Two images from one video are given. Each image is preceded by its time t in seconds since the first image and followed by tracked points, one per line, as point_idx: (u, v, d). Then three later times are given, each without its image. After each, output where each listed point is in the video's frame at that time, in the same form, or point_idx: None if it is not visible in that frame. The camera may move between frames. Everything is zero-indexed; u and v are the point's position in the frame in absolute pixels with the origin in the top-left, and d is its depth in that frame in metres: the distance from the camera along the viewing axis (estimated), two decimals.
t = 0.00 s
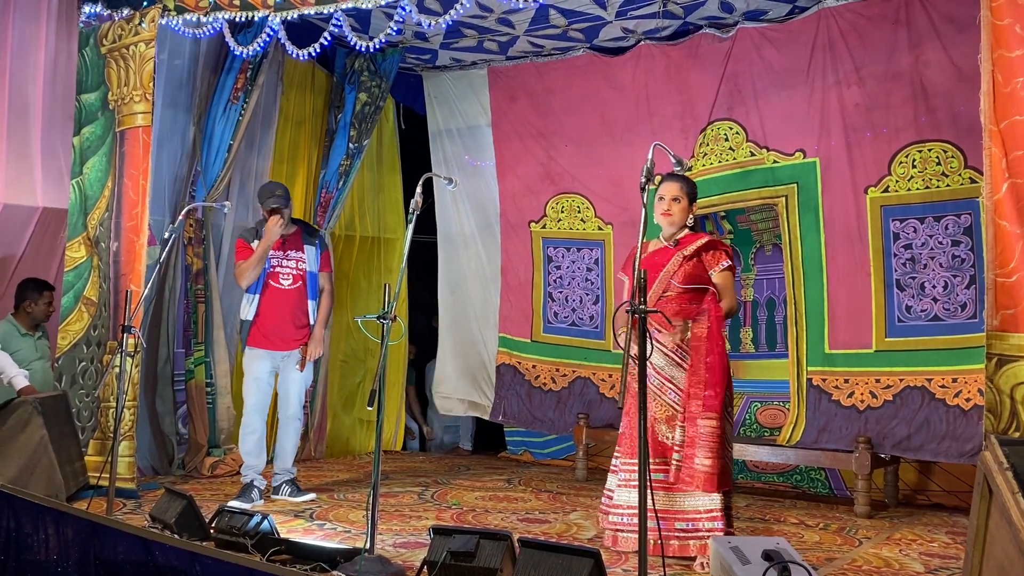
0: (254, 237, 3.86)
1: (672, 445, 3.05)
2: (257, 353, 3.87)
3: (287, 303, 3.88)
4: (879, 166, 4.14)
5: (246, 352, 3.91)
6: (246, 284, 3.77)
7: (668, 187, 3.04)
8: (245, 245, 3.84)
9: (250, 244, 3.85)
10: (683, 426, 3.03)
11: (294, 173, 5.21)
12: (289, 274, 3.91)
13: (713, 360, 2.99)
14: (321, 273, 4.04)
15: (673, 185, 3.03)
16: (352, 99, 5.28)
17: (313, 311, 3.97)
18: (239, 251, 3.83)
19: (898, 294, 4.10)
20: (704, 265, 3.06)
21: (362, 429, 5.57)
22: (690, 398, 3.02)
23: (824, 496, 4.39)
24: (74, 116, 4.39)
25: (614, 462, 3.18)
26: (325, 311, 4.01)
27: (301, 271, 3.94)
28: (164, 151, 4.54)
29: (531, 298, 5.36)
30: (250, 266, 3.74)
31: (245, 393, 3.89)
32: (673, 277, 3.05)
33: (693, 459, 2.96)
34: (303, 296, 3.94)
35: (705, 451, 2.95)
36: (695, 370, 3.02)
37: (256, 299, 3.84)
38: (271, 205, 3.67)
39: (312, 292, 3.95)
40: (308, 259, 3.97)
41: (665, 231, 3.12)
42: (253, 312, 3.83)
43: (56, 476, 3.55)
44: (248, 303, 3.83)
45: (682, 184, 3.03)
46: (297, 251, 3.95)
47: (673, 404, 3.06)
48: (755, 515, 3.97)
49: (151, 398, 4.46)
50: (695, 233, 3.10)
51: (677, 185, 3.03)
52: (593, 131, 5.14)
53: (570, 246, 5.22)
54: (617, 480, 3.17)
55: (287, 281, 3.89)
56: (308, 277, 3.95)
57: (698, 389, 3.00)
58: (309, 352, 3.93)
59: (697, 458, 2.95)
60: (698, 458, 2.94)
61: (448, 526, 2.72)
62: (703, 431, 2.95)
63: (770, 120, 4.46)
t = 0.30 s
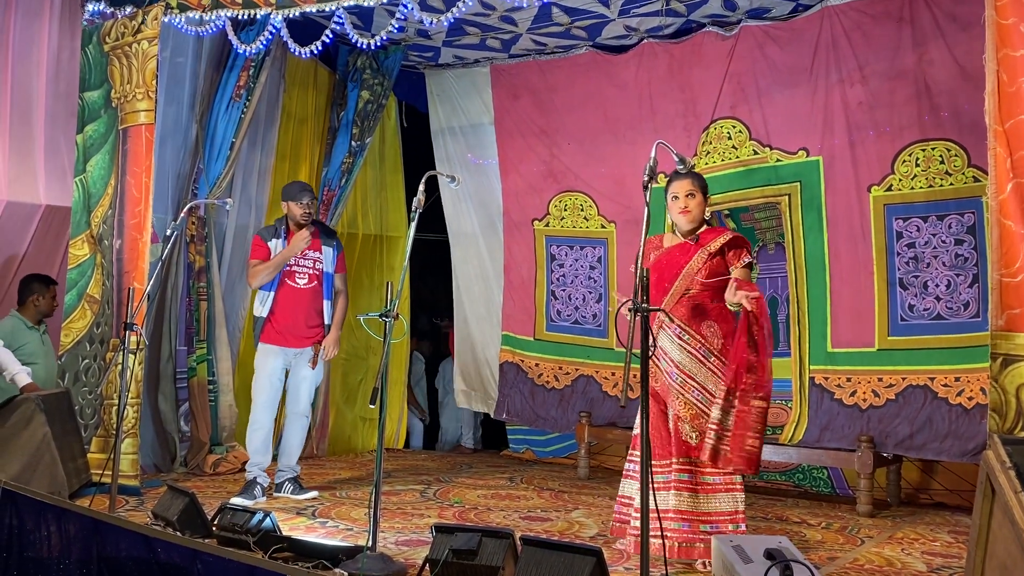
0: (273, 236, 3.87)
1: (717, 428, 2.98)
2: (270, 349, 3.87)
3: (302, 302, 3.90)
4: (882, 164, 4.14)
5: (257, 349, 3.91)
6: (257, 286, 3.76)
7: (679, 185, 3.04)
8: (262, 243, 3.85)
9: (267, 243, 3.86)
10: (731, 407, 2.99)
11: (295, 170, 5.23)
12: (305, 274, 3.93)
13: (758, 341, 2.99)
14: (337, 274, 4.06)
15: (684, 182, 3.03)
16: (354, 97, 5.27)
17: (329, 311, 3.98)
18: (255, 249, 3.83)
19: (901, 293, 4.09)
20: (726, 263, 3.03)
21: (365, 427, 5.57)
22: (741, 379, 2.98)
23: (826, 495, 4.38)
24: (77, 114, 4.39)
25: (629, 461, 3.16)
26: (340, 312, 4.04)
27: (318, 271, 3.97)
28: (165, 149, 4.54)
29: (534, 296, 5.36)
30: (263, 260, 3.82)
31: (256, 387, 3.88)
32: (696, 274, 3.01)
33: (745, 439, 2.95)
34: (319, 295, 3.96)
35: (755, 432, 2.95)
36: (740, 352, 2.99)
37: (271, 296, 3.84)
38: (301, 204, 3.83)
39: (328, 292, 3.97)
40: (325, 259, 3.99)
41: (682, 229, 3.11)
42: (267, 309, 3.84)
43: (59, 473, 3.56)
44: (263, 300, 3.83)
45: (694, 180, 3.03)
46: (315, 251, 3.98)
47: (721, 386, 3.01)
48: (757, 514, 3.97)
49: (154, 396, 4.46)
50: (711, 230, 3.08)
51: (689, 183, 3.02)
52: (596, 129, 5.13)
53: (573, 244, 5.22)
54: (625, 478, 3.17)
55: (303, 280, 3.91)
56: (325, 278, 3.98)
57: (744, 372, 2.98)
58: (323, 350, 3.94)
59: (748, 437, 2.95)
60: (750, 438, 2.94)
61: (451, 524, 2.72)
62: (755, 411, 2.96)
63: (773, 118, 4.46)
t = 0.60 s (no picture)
0: (278, 231, 3.89)
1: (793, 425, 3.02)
2: (276, 342, 3.86)
3: (307, 297, 3.91)
4: (883, 160, 4.13)
5: (263, 341, 3.89)
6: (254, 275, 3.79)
7: (686, 179, 3.03)
8: (264, 239, 3.87)
9: (270, 239, 3.88)
10: (798, 401, 3.04)
11: (295, 166, 5.22)
12: (311, 270, 3.93)
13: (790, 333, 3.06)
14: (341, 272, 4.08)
15: (691, 176, 3.01)
16: (354, 92, 5.28)
17: (332, 308, 4.00)
18: (257, 244, 3.86)
19: (902, 289, 4.08)
20: (735, 259, 3.01)
21: (364, 423, 5.56)
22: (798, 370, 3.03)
23: (826, 491, 4.38)
24: (77, 108, 4.39)
25: (623, 455, 3.15)
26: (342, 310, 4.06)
27: (323, 268, 3.97)
28: (166, 145, 4.53)
29: (534, 292, 5.36)
30: (266, 255, 3.86)
31: (264, 379, 3.87)
32: (706, 269, 2.99)
33: (815, 428, 3.06)
34: (323, 292, 3.97)
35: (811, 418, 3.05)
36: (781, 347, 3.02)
37: (275, 290, 3.86)
38: (311, 198, 3.84)
39: (331, 290, 3.99)
40: (330, 257, 4.00)
41: (689, 223, 3.11)
42: (271, 302, 3.85)
43: (59, 468, 3.56)
44: (267, 294, 3.85)
45: (701, 174, 3.01)
46: (320, 247, 3.99)
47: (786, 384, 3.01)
48: (757, 510, 3.98)
49: (154, 391, 4.44)
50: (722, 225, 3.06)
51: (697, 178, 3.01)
52: (596, 124, 5.13)
53: (574, 240, 5.21)
54: (621, 472, 3.16)
55: (309, 276, 3.92)
56: (329, 275, 3.99)
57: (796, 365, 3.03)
58: (327, 346, 3.96)
59: (817, 425, 3.07)
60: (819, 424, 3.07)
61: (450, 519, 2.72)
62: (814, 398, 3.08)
63: (773, 114, 4.45)
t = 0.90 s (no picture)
0: (271, 228, 3.88)
1: (798, 430, 2.96)
2: (274, 340, 3.85)
3: (303, 294, 3.89)
4: (882, 157, 4.13)
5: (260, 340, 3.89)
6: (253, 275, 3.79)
7: (693, 174, 3.02)
8: (259, 236, 3.88)
9: (264, 236, 3.88)
10: (800, 406, 2.98)
11: (293, 160, 5.21)
12: (307, 266, 3.90)
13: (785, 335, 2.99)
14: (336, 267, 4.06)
15: (699, 172, 3.01)
16: (352, 87, 5.26)
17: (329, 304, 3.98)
18: (252, 242, 3.87)
19: (900, 285, 4.08)
20: (736, 254, 3.02)
21: (361, 419, 5.56)
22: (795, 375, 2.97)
23: (824, 487, 4.39)
24: (75, 103, 4.38)
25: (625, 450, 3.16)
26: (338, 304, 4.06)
27: (319, 263, 3.95)
28: (163, 140, 4.48)
29: (533, 288, 5.36)
30: (260, 254, 3.87)
31: (263, 377, 3.88)
32: (707, 266, 2.99)
33: (823, 427, 2.99)
34: (320, 288, 3.96)
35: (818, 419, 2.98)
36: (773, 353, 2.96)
37: (271, 288, 3.83)
38: (304, 193, 3.83)
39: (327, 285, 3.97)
40: (325, 252, 3.99)
41: (690, 220, 3.09)
42: (268, 300, 3.83)
43: (56, 464, 3.56)
44: (263, 291, 3.83)
45: (708, 171, 3.01)
46: (315, 243, 3.96)
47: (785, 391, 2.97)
48: (755, 505, 3.98)
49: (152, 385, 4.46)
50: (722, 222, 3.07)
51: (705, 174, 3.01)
52: (595, 120, 5.12)
53: (573, 236, 5.21)
54: (624, 467, 3.17)
55: (305, 272, 3.89)
56: (325, 270, 3.97)
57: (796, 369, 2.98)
58: (324, 343, 3.94)
59: (825, 424, 3.00)
60: (827, 423, 3.00)
61: (449, 515, 2.71)
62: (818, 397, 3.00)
63: (773, 110, 4.44)
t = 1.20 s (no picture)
0: (257, 223, 3.87)
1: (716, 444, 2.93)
2: (268, 339, 3.85)
3: (294, 288, 3.88)
4: (878, 153, 4.13)
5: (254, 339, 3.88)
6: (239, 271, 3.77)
7: (697, 172, 3.01)
8: (245, 233, 3.86)
9: (250, 232, 3.86)
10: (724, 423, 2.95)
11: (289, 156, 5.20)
12: (298, 259, 3.90)
13: (742, 349, 2.92)
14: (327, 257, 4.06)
15: (705, 171, 3.00)
16: (349, 83, 5.24)
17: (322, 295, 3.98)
18: (239, 239, 3.85)
19: (896, 282, 4.09)
20: (731, 254, 3.00)
21: (357, 417, 5.56)
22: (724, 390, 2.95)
23: (820, 483, 4.40)
24: (71, 99, 4.39)
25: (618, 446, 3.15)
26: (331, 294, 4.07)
27: (310, 255, 3.94)
28: (160, 137, 4.48)
29: (531, 284, 5.36)
30: (248, 251, 3.85)
31: (257, 378, 3.86)
32: (702, 265, 2.99)
33: (747, 450, 2.87)
34: (312, 280, 3.95)
35: (746, 441, 2.88)
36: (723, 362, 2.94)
37: (263, 285, 3.83)
38: (287, 184, 3.84)
39: (319, 276, 3.97)
40: (316, 243, 3.98)
41: (691, 217, 3.09)
42: (261, 297, 3.83)
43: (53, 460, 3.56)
44: (255, 288, 3.83)
45: (713, 170, 3.00)
46: (304, 235, 3.94)
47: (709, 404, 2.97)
48: (751, 502, 3.99)
49: (148, 382, 4.44)
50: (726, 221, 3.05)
51: (709, 172, 3.00)
52: (592, 116, 5.12)
53: (570, 232, 5.21)
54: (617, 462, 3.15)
55: (297, 265, 3.89)
56: (316, 261, 3.96)
57: (735, 382, 2.92)
58: (320, 335, 3.96)
59: (750, 449, 2.88)
60: (752, 449, 2.87)
61: (446, 511, 2.72)
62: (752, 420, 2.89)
63: (770, 107, 4.44)
